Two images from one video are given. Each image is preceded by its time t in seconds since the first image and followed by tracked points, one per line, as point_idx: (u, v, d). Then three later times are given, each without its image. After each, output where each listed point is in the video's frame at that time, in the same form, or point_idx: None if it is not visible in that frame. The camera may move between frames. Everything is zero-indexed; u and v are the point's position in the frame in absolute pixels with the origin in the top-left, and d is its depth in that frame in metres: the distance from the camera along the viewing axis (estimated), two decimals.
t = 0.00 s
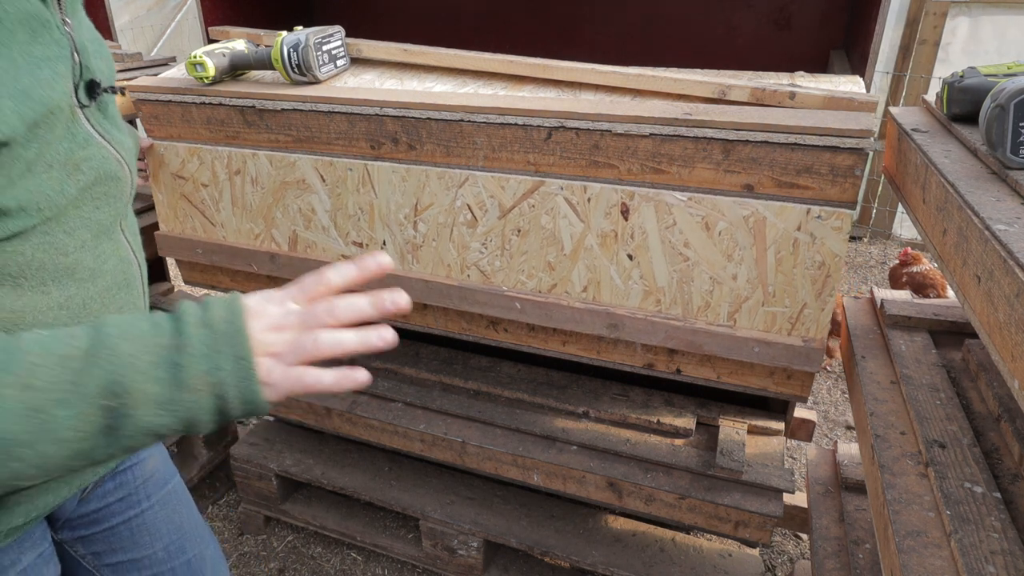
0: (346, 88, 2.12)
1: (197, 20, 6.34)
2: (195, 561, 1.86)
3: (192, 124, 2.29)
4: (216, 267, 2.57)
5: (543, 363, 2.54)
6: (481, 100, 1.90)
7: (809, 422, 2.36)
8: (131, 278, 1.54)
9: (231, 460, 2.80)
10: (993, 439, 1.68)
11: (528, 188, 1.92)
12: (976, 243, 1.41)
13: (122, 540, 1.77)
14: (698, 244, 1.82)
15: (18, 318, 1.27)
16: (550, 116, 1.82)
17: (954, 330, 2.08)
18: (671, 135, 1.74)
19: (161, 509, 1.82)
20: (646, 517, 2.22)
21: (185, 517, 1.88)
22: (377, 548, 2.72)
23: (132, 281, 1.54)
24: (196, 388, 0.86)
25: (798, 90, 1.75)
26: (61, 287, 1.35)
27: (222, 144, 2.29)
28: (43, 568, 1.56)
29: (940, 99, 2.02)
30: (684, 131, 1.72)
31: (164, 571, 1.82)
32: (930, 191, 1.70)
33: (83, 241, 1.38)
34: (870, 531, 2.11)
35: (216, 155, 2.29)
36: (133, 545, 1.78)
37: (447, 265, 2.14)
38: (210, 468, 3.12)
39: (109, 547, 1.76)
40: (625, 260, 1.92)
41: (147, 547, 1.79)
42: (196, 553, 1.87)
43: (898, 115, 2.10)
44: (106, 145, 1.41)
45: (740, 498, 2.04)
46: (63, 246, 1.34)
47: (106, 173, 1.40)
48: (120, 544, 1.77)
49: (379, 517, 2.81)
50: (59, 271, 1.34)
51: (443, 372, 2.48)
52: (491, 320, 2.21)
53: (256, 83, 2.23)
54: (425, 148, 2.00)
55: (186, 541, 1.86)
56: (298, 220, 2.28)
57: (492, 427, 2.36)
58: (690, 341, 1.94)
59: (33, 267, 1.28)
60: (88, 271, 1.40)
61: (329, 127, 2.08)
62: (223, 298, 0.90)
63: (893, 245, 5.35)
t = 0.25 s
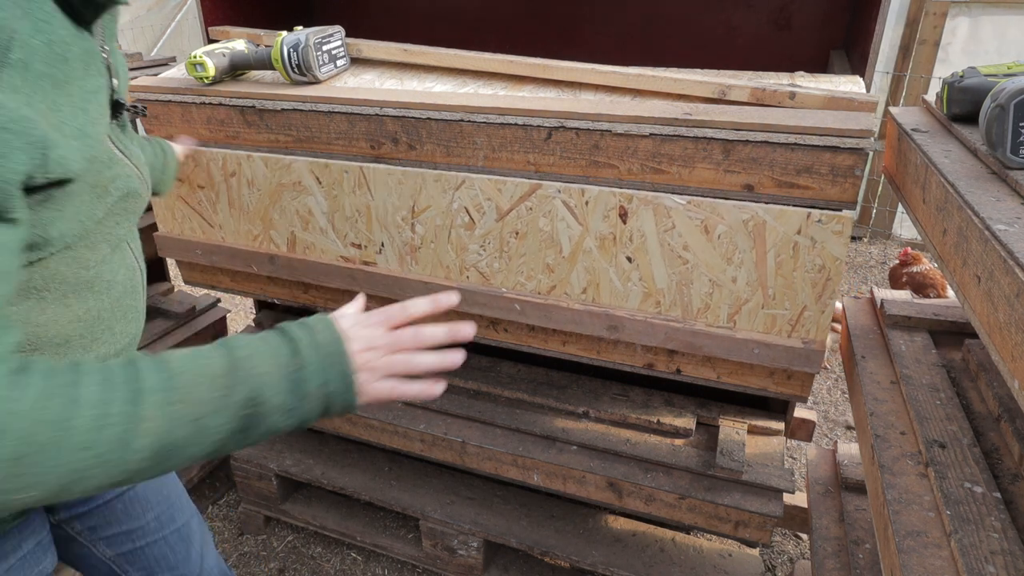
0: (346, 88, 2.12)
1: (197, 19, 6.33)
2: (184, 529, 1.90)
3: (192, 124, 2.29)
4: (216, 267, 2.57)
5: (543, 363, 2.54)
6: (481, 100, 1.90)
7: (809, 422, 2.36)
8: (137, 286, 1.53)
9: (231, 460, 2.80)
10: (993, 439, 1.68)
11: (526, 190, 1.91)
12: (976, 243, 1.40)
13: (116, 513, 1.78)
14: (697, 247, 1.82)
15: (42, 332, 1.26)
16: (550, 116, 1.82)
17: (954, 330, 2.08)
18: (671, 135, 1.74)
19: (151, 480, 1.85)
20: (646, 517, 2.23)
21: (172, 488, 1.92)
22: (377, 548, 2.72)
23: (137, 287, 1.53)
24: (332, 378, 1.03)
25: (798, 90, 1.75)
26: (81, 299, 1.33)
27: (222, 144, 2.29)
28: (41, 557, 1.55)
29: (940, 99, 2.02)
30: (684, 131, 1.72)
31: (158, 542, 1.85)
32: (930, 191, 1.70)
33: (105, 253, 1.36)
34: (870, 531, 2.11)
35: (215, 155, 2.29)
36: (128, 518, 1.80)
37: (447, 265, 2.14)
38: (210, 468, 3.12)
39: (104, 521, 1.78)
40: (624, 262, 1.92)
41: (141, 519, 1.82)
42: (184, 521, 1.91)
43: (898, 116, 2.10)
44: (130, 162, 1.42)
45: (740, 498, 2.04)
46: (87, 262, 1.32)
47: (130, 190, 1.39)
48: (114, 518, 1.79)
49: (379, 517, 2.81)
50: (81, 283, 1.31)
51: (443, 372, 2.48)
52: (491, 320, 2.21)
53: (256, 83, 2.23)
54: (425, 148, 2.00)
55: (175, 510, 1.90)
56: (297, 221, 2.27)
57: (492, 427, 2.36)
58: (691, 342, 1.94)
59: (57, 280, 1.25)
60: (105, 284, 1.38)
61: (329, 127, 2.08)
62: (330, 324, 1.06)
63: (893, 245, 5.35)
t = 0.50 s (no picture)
0: (347, 88, 2.12)
1: (196, 19, 6.32)
2: (187, 500, 1.95)
3: (192, 124, 2.29)
4: (216, 267, 2.57)
5: (543, 363, 2.54)
6: (481, 100, 1.90)
7: (809, 422, 2.36)
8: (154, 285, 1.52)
9: (231, 461, 2.80)
10: (993, 439, 1.68)
11: (523, 194, 1.88)
12: (975, 243, 1.41)
13: (127, 486, 1.83)
14: (696, 251, 1.82)
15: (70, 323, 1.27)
16: (550, 116, 1.82)
17: (954, 330, 2.08)
18: (671, 135, 1.74)
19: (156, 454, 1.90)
20: (646, 517, 2.23)
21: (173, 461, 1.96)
22: (377, 548, 2.72)
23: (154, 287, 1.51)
24: (403, 315, 1.13)
25: (798, 90, 1.75)
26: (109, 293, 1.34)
27: (222, 144, 2.29)
28: (62, 539, 1.57)
29: (940, 99, 2.02)
30: (684, 131, 1.72)
31: (165, 513, 1.89)
32: (930, 191, 1.70)
33: (136, 247, 1.39)
34: (869, 531, 2.11)
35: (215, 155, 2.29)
36: (137, 488, 1.85)
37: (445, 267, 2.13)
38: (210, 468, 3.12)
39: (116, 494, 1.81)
40: (623, 265, 1.92)
41: (149, 491, 1.86)
42: (185, 492, 1.96)
43: (898, 116, 2.10)
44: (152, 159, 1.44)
45: (740, 498, 2.04)
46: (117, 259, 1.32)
47: (157, 188, 1.42)
48: (125, 490, 1.83)
49: (379, 517, 2.81)
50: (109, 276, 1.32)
51: (443, 372, 2.48)
52: (491, 320, 2.21)
53: (256, 83, 2.23)
54: (425, 148, 2.00)
55: (178, 482, 1.94)
56: (294, 223, 2.26)
57: (492, 427, 2.36)
58: (691, 342, 1.94)
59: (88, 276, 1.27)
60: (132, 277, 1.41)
61: (329, 127, 2.08)
62: (385, 274, 1.15)
63: (894, 245, 5.35)
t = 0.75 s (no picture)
0: (347, 88, 2.12)
1: (196, 20, 6.32)
2: (190, 488, 1.92)
3: (192, 124, 2.29)
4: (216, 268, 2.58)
5: (543, 363, 2.54)
6: (480, 100, 1.91)
7: (809, 422, 2.36)
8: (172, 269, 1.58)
9: (231, 460, 2.80)
10: (993, 439, 1.68)
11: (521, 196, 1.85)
12: (975, 243, 1.40)
13: (140, 472, 1.77)
14: (696, 253, 1.82)
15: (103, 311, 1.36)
16: (550, 116, 1.83)
17: (954, 330, 2.08)
18: (671, 135, 1.74)
19: (165, 440, 1.85)
20: (646, 517, 2.23)
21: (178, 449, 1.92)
22: (377, 548, 2.72)
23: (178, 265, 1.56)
24: (494, 245, 1.17)
25: (798, 90, 1.76)
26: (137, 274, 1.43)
27: (222, 144, 2.29)
28: (85, 524, 1.57)
29: (940, 99, 2.02)
30: (683, 131, 1.72)
31: (173, 500, 1.86)
32: (930, 191, 1.70)
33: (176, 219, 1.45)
34: (869, 531, 2.11)
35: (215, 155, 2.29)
36: (150, 474, 1.79)
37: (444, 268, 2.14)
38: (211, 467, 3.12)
39: (131, 478, 1.75)
40: (622, 266, 1.92)
41: (160, 477, 1.82)
42: (189, 481, 1.92)
43: (898, 115, 2.10)
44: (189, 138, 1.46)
45: (740, 498, 2.04)
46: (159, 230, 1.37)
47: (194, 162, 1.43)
48: (139, 475, 1.77)
49: (380, 517, 2.81)
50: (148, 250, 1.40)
51: (443, 372, 2.48)
52: (491, 320, 2.21)
53: (256, 83, 2.24)
54: (425, 148, 2.00)
55: (183, 470, 1.90)
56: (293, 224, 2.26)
57: (492, 427, 2.36)
58: (690, 342, 1.94)
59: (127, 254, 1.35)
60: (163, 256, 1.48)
61: (329, 127, 2.08)
62: (468, 211, 1.18)
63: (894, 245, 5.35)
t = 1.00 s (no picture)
0: (346, 88, 2.12)
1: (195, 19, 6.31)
2: (190, 484, 1.92)
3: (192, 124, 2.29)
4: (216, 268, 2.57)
5: (543, 362, 2.55)
6: (480, 100, 1.91)
7: (809, 422, 2.36)
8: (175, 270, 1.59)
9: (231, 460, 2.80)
10: (993, 439, 1.68)
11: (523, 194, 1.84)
12: (975, 243, 1.41)
13: (143, 468, 1.76)
14: (696, 252, 1.82)
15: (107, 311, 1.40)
16: (550, 116, 1.82)
17: (954, 330, 2.09)
18: (671, 135, 1.74)
19: (168, 437, 1.85)
20: (647, 517, 2.23)
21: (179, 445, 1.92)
22: (377, 548, 2.72)
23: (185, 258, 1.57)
24: (547, 232, 1.26)
25: (798, 90, 1.75)
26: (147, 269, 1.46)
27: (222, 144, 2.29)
28: (93, 521, 1.56)
29: (940, 99, 2.02)
30: (684, 131, 1.72)
31: (173, 497, 1.85)
32: (930, 191, 1.70)
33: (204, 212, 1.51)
34: (870, 531, 2.11)
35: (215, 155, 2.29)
36: (153, 471, 1.79)
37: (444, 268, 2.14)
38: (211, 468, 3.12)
39: (134, 475, 1.75)
40: (623, 265, 1.92)
41: (162, 474, 1.82)
42: (190, 478, 1.92)
43: (898, 115, 2.10)
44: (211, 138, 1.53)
45: (740, 498, 2.04)
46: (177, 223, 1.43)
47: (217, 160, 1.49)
48: (142, 472, 1.76)
49: (379, 516, 2.81)
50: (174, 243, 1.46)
51: (443, 372, 2.48)
52: (491, 320, 2.21)
53: (256, 83, 2.24)
54: (425, 148, 2.00)
55: (184, 467, 1.90)
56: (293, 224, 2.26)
57: (492, 427, 2.36)
58: (690, 342, 1.94)
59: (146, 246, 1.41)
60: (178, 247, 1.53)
61: (329, 127, 2.08)
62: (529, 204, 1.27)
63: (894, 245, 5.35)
